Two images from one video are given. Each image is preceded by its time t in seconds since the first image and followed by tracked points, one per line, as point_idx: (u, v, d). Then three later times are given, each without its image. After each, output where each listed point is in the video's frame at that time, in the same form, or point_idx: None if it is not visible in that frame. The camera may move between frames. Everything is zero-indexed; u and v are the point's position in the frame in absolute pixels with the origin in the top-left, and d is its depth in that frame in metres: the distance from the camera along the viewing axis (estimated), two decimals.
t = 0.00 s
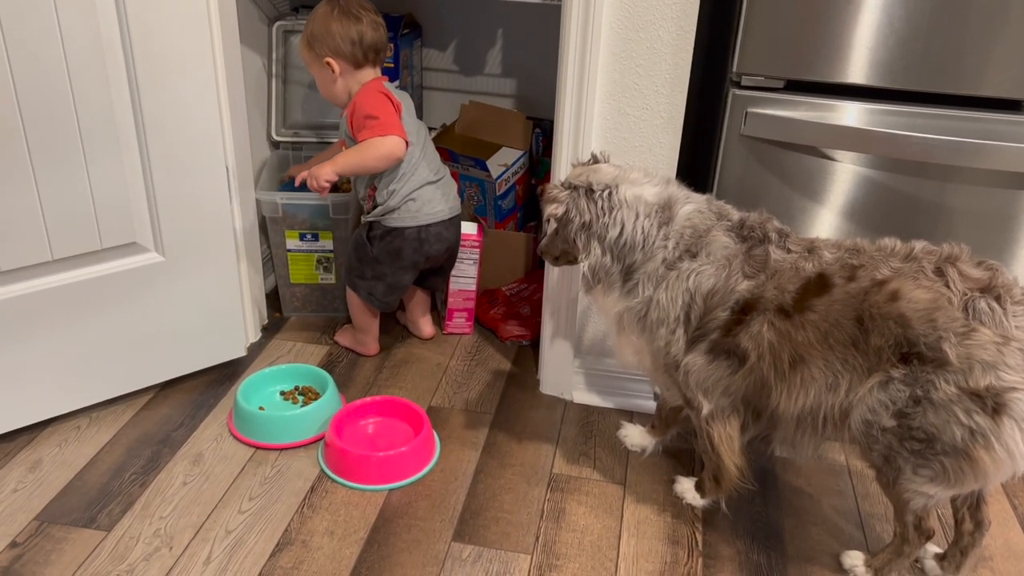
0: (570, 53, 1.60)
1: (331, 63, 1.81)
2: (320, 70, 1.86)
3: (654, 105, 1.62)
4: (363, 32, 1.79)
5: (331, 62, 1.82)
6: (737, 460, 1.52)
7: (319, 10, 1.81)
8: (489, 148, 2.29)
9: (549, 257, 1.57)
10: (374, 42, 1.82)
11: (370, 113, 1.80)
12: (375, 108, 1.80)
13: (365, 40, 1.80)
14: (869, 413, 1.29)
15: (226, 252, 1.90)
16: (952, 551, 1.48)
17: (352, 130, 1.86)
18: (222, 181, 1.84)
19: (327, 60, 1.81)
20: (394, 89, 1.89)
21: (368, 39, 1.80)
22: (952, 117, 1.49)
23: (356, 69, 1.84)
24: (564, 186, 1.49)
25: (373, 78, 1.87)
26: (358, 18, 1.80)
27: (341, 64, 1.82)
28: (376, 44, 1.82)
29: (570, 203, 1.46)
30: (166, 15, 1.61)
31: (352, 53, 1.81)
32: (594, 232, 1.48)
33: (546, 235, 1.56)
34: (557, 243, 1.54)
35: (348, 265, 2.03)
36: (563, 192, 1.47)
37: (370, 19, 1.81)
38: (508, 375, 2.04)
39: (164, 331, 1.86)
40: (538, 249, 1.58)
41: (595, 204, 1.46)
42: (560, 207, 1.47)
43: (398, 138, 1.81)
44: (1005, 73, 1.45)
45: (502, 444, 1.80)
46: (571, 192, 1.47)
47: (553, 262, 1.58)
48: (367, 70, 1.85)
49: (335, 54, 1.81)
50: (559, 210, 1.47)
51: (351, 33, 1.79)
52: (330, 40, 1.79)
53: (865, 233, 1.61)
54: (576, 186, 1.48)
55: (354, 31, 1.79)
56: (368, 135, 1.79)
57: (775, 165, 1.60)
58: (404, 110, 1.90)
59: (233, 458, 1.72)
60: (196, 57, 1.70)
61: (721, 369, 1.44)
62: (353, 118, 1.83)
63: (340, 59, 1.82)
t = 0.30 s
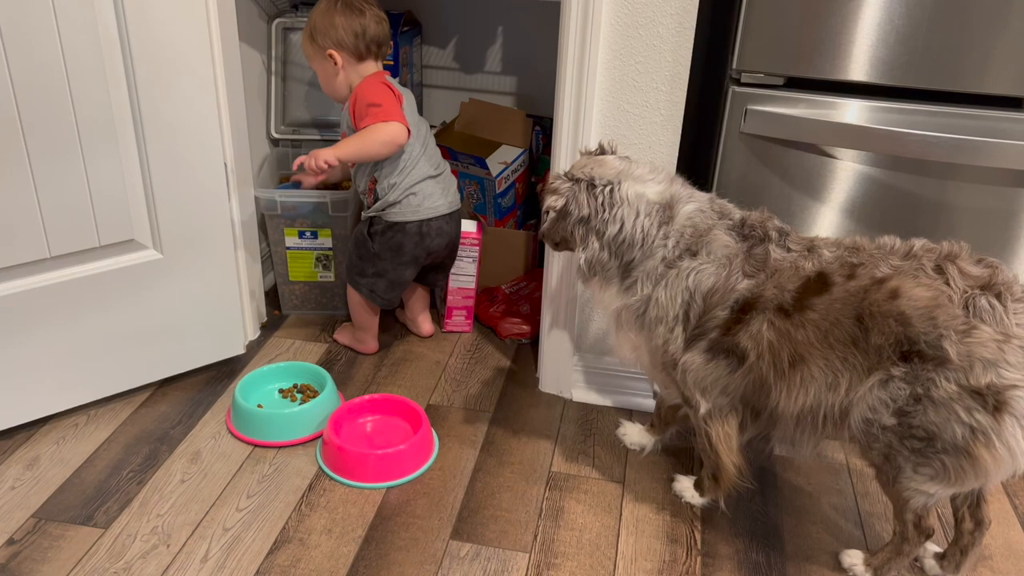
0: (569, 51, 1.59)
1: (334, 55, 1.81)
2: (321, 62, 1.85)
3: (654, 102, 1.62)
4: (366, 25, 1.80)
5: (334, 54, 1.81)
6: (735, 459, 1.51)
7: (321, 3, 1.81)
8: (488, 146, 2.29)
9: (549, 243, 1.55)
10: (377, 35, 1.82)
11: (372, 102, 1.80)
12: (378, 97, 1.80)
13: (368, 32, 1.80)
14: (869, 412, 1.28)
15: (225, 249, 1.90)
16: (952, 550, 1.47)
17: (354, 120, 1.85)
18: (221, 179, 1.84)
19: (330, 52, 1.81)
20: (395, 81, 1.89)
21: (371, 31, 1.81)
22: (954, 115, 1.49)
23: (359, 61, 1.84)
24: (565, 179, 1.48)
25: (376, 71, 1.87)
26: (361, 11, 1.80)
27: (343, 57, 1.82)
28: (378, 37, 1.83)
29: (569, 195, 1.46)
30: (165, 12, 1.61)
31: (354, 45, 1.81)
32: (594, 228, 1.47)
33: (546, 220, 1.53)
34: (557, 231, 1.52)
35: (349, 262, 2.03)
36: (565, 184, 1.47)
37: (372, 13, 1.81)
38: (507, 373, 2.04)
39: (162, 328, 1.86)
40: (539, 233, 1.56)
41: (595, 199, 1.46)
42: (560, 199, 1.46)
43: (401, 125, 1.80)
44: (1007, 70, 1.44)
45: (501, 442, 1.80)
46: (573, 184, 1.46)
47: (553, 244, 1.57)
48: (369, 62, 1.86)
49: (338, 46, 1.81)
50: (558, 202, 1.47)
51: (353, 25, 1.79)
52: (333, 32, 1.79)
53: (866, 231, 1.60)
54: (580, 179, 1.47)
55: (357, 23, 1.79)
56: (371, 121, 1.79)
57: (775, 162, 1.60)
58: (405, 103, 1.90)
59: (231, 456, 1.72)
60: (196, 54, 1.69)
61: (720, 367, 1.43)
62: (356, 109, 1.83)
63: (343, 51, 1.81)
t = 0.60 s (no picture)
0: (572, 49, 1.59)
1: (337, 52, 1.80)
2: (324, 59, 1.85)
3: (657, 100, 1.62)
4: (368, 20, 1.80)
5: (337, 51, 1.81)
6: (737, 457, 1.51)
7: None
8: (491, 145, 2.29)
9: (555, 246, 1.58)
10: (379, 30, 1.82)
11: (378, 96, 1.80)
12: (382, 92, 1.80)
13: (370, 28, 1.80)
14: (872, 410, 1.28)
15: (226, 247, 1.90)
16: (955, 550, 1.47)
17: (359, 116, 1.85)
18: (222, 177, 1.84)
19: (332, 49, 1.81)
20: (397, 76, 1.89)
21: (373, 27, 1.81)
22: (958, 113, 1.48)
23: (361, 58, 1.84)
24: (565, 179, 1.48)
25: (378, 67, 1.87)
26: (363, 7, 1.80)
27: (346, 53, 1.82)
28: (380, 33, 1.83)
29: (571, 194, 1.46)
30: (167, 11, 1.60)
31: (356, 41, 1.80)
32: (596, 226, 1.47)
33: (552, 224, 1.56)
34: (563, 233, 1.55)
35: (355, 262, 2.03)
36: (565, 184, 1.47)
37: (374, 9, 1.81)
38: (509, 372, 2.04)
39: (164, 326, 1.86)
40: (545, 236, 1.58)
41: (597, 197, 1.45)
42: (562, 198, 1.47)
43: (407, 118, 1.81)
44: (1012, 68, 1.43)
45: (502, 440, 1.80)
46: (574, 184, 1.46)
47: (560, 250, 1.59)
48: (371, 58, 1.85)
49: (340, 43, 1.81)
50: (560, 203, 1.47)
51: (355, 20, 1.79)
52: (336, 28, 1.79)
53: (869, 229, 1.60)
54: (580, 180, 1.48)
55: (359, 19, 1.79)
56: (377, 116, 1.78)
57: (777, 161, 1.59)
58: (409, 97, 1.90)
59: (232, 455, 1.72)
60: (198, 52, 1.69)
61: (723, 365, 1.43)
62: (360, 105, 1.82)
63: (345, 47, 1.81)
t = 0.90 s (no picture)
0: (574, 46, 1.59)
1: (341, 45, 1.81)
2: (329, 53, 1.86)
3: (659, 97, 1.62)
4: (374, 14, 1.80)
5: (342, 45, 1.82)
6: (739, 454, 1.52)
7: None
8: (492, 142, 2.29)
9: (558, 245, 1.58)
10: (384, 24, 1.82)
11: (380, 93, 1.80)
12: (385, 89, 1.80)
13: (375, 22, 1.80)
14: (874, 407, 1.28)
15: (228, 244, 1.90)
16: (957, 547, 1.46)
17: (361, 112, 1.85)
18: (224, 174, 1.83)
19: (337, 42, 1.81)
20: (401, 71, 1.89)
21: (378, 21, 1.81)
22: (961, 110, 1.48)
23: (366, 53, 1.85)
24: (567, 176, 1.48)
25: (382, 62, 1.88)
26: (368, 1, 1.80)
27: (351, 47, 1.82)
28: (385, 27, 1.83)
29: (573, 191, 1.46)
30: (170, 8, 1.61)
31: (361, 34, 1.81)
32: (599, 222, 1.47)
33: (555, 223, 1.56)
34: (565, 232, 1.55)
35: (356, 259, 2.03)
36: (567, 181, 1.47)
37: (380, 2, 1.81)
38: (511, 369, 2.04)
39: (165, 323, 1.86)
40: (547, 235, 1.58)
41: (599, 193, 1.46)
42: (563, 195, 1.47)
43: (409, 116, 1.81)
44: (1014, 64, 1.43)
45: (504, 437, 1.80)
46: (575, 181, 1.46)
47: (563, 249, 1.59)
48: (376, 52, 1.86)
49: (345, 36, 1.81)
50: (562, 199, 1.47)
51: (361, 14, 1.79)
52: (341, 22, 1.79)
53: (871, 226, 1.60)
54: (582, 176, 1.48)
55: (365, 13, 1.79)
56: (377, 113, 1.79)
57: (779, 158, 1.59)
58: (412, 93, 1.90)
59: (234, 451, 1.72)
60: (200, 48, 1.69)
61: (725, 361, 1.43)
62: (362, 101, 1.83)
63: (350, 41, 1.82)
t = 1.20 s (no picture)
0: (576, 45, 1.59)
1: (352, 32, 1.81)
2: (339, 39, 1.86)
3: (661, 96, 1.62)
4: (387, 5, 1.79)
5: (354, 32, 1.81)
6: (742, 453, 1.52)
7: None
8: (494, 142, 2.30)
9: (560, 246, 1.57)
10: (396, 13, 1.82)
11: (390, 92, 1.80)
12: (395, 87, 1.80)
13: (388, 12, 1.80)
14: (877, 405, 1.28)
15: (231, 243, 1.90)
16: (959, 545, 1.47)
17: (369, 106, 1.85)
18: (226, 173, 1.84)
19: (349, 29, 1.81)
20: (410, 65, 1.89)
21: (391, 10, 1.81)
22: (963, 109, 1.48)
23: (378, 40, 1.85)
24: (570, 175, 1.49)
25: (392, 53, 1.88)
26: None
27: (362, 34, 1.82)
28: (397, 17, 1.82)
29: (577, 190, 1.47)
30: (173, 7, 1.61)
31: (373, 22, 1.80)
32: (602, 221, 1.48)
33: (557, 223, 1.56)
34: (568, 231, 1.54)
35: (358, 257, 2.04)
36: (571, 180, 1.48)
37: None
38: (512, 368, 2.04)
39: (168, 322, 1.86)
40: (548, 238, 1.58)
41: (602, 191, 1.46)
42: (567, 194, 1.47)
43: (419, 117, 1.81)
44: (1017, 63, 1.43)
45: (506, 436, 1.80)
46: (579, 180, 1.47)
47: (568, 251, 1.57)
48: (386, 42, 1.86)
49: (357, 23, 1.81)
50: (565, 198, 1.48)
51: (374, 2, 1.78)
52: (354, 9, 1.79)
53: (873, 225, 1.61)
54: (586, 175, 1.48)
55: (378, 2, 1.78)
56: (388, 115, 1.79)
57: (782, 157, 1.60)
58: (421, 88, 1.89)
59: (237, 450, 1.72)
60: (203, 47, 1.69)
61: (728, 360, 1.43)
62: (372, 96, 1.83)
63: (361, 28, 1.82)
